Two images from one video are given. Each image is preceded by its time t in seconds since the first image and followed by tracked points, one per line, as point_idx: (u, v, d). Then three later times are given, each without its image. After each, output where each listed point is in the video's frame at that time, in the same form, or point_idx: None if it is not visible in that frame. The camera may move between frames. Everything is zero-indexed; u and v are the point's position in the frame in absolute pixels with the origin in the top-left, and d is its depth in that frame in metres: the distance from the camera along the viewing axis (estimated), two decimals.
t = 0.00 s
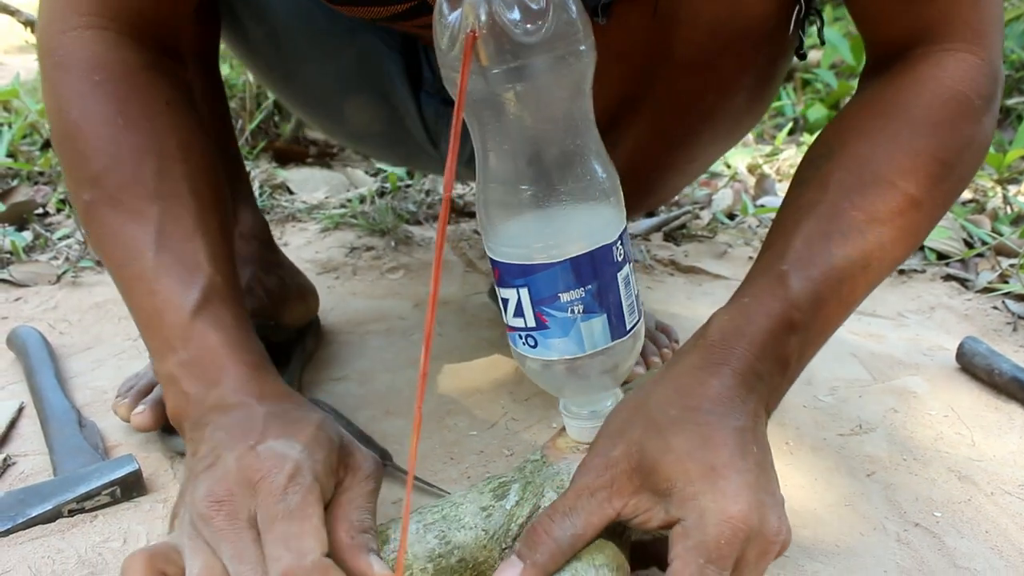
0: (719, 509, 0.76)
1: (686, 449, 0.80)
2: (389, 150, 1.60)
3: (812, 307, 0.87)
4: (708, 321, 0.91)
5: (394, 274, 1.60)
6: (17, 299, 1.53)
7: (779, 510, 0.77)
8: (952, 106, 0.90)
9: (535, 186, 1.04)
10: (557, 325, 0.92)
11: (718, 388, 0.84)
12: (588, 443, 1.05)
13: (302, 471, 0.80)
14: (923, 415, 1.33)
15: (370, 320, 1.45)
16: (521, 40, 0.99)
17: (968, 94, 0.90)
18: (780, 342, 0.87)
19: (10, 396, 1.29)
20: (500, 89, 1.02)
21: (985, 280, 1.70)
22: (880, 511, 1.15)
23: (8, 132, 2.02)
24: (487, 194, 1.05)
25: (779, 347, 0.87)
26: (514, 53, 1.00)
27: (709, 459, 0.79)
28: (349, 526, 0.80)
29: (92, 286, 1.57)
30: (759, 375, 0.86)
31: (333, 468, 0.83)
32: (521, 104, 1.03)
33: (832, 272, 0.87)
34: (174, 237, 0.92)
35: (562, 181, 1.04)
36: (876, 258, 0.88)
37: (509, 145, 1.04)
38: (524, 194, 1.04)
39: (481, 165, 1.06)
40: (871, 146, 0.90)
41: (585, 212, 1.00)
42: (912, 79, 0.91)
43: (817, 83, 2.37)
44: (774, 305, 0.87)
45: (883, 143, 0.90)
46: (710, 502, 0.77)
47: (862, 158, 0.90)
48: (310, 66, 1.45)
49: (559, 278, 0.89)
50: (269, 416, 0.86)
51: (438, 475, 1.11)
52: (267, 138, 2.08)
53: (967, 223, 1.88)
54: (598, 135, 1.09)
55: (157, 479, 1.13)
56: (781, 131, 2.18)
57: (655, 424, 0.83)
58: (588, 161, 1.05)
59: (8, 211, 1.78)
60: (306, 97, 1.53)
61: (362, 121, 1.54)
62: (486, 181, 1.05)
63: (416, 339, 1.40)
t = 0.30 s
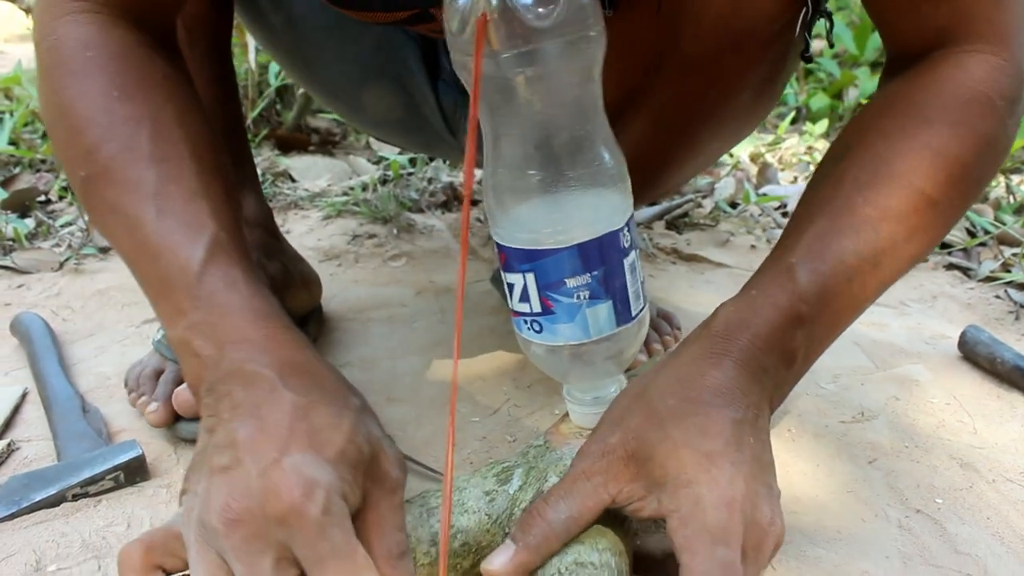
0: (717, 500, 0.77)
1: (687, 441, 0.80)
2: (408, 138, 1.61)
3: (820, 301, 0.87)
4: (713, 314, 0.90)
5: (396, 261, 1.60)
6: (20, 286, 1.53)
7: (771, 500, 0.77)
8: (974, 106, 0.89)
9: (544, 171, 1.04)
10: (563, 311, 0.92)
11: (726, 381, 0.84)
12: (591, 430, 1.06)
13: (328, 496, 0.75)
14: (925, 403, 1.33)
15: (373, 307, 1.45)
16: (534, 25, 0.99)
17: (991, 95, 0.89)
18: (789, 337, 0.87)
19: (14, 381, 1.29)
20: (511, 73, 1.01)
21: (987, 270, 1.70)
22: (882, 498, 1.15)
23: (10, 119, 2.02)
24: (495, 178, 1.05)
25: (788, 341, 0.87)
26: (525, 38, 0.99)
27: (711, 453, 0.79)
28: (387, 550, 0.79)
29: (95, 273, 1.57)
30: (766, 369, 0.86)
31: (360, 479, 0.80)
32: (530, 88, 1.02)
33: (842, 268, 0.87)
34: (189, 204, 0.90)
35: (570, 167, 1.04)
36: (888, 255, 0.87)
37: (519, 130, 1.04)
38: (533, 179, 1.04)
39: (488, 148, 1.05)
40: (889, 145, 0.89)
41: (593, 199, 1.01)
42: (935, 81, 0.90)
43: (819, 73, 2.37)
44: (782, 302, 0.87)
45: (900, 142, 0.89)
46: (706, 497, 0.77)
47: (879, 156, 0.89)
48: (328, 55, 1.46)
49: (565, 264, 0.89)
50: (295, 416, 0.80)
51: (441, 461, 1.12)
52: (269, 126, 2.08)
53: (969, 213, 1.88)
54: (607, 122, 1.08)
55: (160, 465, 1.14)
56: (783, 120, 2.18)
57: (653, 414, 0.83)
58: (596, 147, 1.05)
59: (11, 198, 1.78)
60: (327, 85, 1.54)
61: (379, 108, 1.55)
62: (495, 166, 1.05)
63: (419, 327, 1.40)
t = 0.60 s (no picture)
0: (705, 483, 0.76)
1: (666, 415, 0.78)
2: (414, 127, 1.61)
3: (793, 300, 0.83)
4: (683, 306, 0.86)
5: (397, 250, 1.60)
6: (21, 275, 1.53)
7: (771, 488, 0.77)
8: (970, 114, 0.86)
9: (547, 159, 1.04)
10: (566, 299, 0.92)
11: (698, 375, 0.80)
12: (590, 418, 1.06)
13: (359, 527, 0.75)
14: (926, 392, 1.33)
15: (374, 296, 1.45)
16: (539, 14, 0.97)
17: (989, 105, 0.86)
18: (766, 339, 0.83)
19: (16, 369, 1.29)
20: (514, 60, 1.00)
21: (988, 260, 1.70)
22: (882, 486, 1.15)
23: (10, 108, 2.02)
24: (499, 165, 1.05)
25: (765, 343, 0.83)
26: (530, 25, 0.97)
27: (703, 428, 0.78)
28: None
29: (96, 262, 1.57)
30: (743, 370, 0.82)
31: (383, 508, 0.79)
32: (533, 75, 1.02)
33: (817, 267, 0.84)
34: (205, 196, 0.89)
35: (574, 154, 1.04)
36: (870, 256, 0.84)
37: (522, 117, 1.04)
38: (536, 167, 1.04)
39: (490, 137, 1.05)
40: (876, 148, 0.87)
41: (598, 186, 1.01)
42: (928, 88, 0.88)
43: (821, 63, 2.36)
44: (755, 300, 0.83)
45: (886, 146, 0.87)
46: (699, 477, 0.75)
47: (864, 158, 0.87)
48: (334, 42, 1.47)
49: (567, 251, 0.89)
50: (326, 439, 0.79)
51: (442, 449, 1.12)
52: (270, 116, 2.08)
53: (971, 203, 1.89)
54: (609, 107, 1.08)
55: (162, 452, 1.14)
56: (785, 111, 2.17)
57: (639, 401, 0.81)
58: (599, 134, 1.05)
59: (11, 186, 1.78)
60: (332, 74, 1.54)
61: (384, 98, 1.55)
62: (498, 152, 1.05)
63: (420, 315, 1.40)
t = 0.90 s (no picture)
0: (689, 467, 0.78)
1: (650, 406, 0.79)
2: (413, 116, 1.60)
3: (772, 297, 0.83)
4: (662, 305, 0.87)
5: (396, 238, 1.60)
6: (20, 262, 1.53)
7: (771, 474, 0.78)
8: (963, 113, 0.84)
9: (546, 144, 1.04)
10: (564, 284, 0.92)
11: (672, 371, 0.81)
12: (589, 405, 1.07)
13: (373, 514, 0.76)
14: (924, 380, 1.33)
15: (373, 284, 1.45)
16: None
17: (985, 102, 0.84)
18: (745, 337, 0.83)
19: (15, 356, 1.29)
20: (513, 44, 1.00)
21: (987, 249, 1.70)
22: (881, 473, 1.15)
23: (9, 95, 2.01)
24: (497, 150, 1.05)
25: (745, 339, 0.83)
26: (529, 8, 0.97)
27: (683, 416, 0.80)
28: (420, 563, 0.79)
29: (94, 250, 1.57)
30: (723, 367, 0.83)
31: (396, 495, 0.81)
32: (532, 59, 1.01)
33: (796, 265, 0.83)
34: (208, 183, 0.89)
35: (573, 138, 1.04)
36: (854, 254, 0.83)
37: (521, 101, 1.04)
38: (535, 152, 1.04)
39: (490, 121, 1.05)
40: (862, 145, 0.86)
41: (595, 171, 1.01)
42: (922, 84, 0.85)
43: (821, 53, 2.35)
44: (732, 298, 0.84)
45: (874, 143, 0.85)
46: (679, 466, 0.77)
47: (848, 156, 0.86)
48: (335, 30, 1.47)
49: (567, 237, 0.89)
50: (340, 427, 0.79)
51: (442, 435, 1.12)
52: (270, 104, 2.07)
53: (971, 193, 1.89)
54: (608, 92, 1.08)
55: (161, 438, 1.14)
56: (785, 100, 2.17)
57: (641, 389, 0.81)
58: (598, 119, 1.05)
59: (10, 174, 1.78)
60: (333, 63, 1.54)
61: (384, 86, 1.54)
62: (497, 137, 1.05)
63: (420, 303, 1.40)
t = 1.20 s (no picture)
0: (678, 451, 0.77)
1: (640, 389, 0.79)
2: (411, 106, 1.61)
3: (765, 277, 0.83)
4: (654, 288, 0.87)
5: (398, 227, 1.59)
6: (23, 250, 1.53)
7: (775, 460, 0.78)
8: (956, 92, 0.83)
9: (547, 130, 1.04)
10: (565, 270, 0.93)
11: (662, 353, 0.81)
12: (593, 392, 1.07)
13: (387, 506, 0.76)
14: (927, 369, 1.33)
15: (376, 272, 1.45)
16: None
17: (979, 81, 0.83)
18: (738, 318, 0.83)
19: (19, 343, 1.29)
20: (512, 30, 0.98)
21: (990, 239, 1.70)
22: (883, 461, 1.16)
23: (11, 84, 2.01)
24: (498, 136, 1.05)
25: (738, 319, 0.83)
26: None
27: (672, 398, 0.80)
28: (436, 546, 0.80)
29: (97, 238, 1.57)
30: (716, 347, 0.83)
31: (410, 480, 0.80)
32: (531, 45, 1.00)
33: (789, 245, 0.83)
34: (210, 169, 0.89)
35: (573, 123, 1.04)
36: (849, 233, 0.82)
37: (520, 87, 1.03)
38: (535, 138, 1.04)
39: (489, 107, 1.05)
40: (855, 125, 0.86)
41: (596, 157, 1.01)
42: (918, 64, 0.85)
43: (824, 43, 2.35)
44: (724, 279, 0.84)
45: (866, 123, 0.85)
46: (667, 450, 0.77)
47: (842, 136, 0.86)
48: (334, 20, 1.46)
49: (568, 223, 0.90)
50: (353, 416, 0.79)
51: (445, 422, 1.13)
52: (272, 93, 2.07)
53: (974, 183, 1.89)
54: (607, 75, 1.07)
55: (165, 425, 1.14)
56: (788, 90, 2.16)
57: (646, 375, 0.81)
58: (598, 104, 1.05)
59: (13, 162, 1.78)
60: (333, 53, 1.53)
61: (383, 76, 1.54)
62: (498, 123, 1.05)
63: (423, 292, 1.41)
